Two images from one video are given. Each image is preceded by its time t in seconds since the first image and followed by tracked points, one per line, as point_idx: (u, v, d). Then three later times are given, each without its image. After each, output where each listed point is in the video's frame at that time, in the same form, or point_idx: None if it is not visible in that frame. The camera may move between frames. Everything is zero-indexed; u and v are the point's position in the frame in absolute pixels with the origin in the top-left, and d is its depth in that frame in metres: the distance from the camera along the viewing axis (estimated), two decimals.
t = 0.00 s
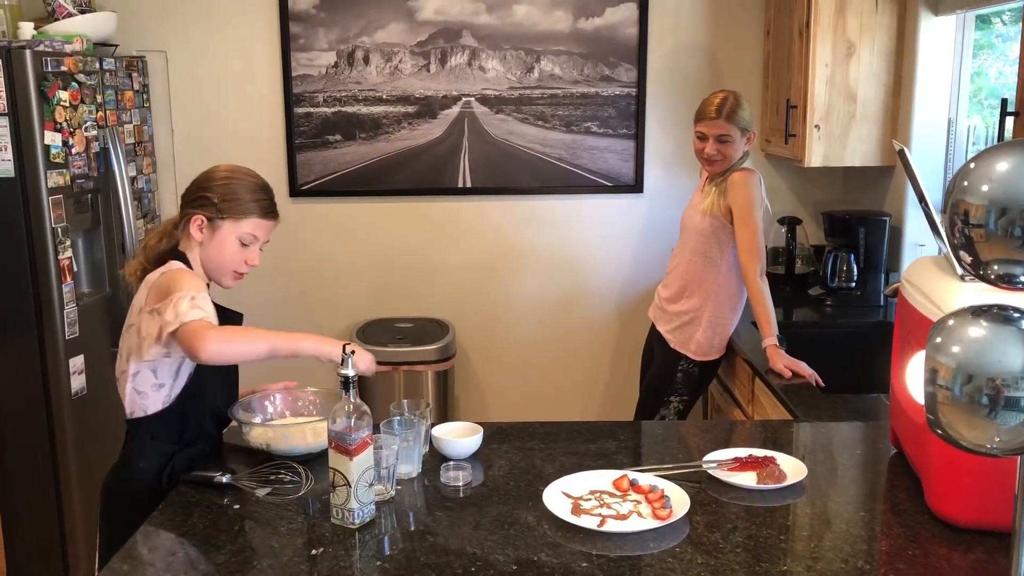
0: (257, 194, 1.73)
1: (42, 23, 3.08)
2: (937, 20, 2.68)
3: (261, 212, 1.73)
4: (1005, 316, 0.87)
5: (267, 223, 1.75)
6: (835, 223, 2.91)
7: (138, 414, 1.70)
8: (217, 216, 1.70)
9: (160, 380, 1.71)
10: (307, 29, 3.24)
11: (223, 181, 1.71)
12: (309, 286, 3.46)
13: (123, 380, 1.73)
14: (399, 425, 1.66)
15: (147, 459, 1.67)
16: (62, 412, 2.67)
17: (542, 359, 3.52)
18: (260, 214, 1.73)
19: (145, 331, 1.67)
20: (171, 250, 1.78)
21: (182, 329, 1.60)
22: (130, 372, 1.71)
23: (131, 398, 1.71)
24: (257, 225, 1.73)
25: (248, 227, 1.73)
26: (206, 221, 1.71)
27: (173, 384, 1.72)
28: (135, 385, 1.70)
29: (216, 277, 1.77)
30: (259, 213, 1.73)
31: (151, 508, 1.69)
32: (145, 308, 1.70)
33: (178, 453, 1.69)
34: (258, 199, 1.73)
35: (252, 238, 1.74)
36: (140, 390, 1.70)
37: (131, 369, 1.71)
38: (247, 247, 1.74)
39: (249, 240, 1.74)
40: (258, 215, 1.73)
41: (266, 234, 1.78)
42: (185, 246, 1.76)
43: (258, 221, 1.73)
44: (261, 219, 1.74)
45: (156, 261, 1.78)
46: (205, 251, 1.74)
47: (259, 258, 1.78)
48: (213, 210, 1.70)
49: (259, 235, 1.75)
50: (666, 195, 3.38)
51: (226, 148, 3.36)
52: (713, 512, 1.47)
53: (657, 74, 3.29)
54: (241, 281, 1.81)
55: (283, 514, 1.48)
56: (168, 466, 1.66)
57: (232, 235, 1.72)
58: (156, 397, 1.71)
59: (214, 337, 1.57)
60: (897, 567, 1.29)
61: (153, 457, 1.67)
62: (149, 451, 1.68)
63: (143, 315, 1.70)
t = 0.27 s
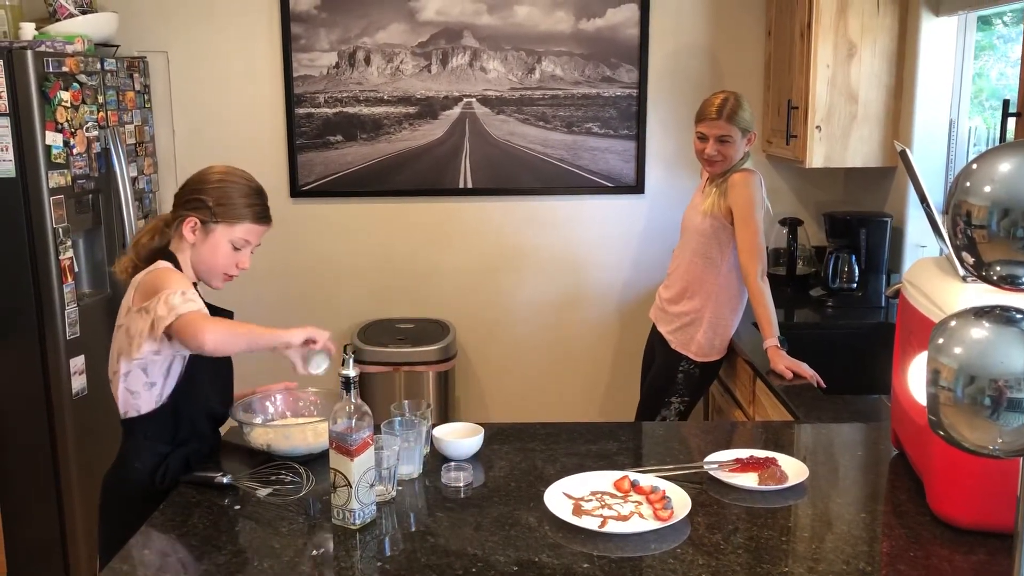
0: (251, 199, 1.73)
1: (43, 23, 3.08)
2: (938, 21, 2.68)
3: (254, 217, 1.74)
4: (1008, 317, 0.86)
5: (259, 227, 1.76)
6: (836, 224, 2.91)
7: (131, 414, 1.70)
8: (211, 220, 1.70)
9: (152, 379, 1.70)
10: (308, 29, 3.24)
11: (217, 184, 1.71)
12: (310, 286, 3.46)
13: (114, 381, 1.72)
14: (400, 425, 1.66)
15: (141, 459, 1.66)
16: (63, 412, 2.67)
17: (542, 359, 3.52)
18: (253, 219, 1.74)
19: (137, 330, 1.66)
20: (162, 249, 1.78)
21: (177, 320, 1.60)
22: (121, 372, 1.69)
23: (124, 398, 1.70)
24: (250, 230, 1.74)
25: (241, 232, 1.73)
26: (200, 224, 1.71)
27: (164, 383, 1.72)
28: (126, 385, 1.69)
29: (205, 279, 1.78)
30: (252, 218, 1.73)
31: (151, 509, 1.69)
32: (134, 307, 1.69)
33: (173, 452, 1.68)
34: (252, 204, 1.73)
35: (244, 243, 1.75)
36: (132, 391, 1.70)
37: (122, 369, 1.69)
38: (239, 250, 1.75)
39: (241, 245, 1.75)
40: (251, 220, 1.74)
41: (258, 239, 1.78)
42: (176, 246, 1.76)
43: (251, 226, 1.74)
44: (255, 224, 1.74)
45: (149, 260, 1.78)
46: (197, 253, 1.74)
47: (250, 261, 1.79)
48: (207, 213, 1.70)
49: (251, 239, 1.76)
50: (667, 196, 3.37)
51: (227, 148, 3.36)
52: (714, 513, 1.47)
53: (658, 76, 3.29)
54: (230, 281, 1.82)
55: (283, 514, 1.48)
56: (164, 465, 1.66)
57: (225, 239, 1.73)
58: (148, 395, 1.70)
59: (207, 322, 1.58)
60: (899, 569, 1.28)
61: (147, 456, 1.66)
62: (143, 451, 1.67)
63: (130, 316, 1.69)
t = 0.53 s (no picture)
0: (244, 201, 1.73)
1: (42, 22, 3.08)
2: (937, 20, 2.68)
3: (247, 219, 1.74)
4: (1006, 317, 0.86)
5: (251, 230, 1.76)
6: (836, 223, 2.91)
7: (127, 412, 1.69)
8: (203, 220, 1.70)
9: (148, 376, 1.70)
10: (307, 29, 3.24)
11: (210, 186, 1.71)
12: (309, 286, 3.45)
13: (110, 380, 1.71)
14: (399, 425, 1.66)
15: (137, 458, 1.66)
16: (62, 411, 2.67)
17: (542, 359, 3.52)
18: (245, 221, 1.74)
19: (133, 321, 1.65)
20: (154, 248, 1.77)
21: (182, 300, 1.60)
22: (117, 369, 1.69)
23: (120, 396, 1.69)
24: (243, 232, 1.74)
25: (233, 233, 1.73)
26: (192, 224, 1.71)
27: (160, 380, 1.71)
28: (122, 382, 1.69)
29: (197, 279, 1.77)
30: (244, 220, 1.73)
31: (150, 508, 1.68)
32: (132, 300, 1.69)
33: (169, 451, 1.68)
34: (245, 206, 1.74)
35: (236, 244, 1.75)
36: (128, 388, 1.69)
37: (117, 365, 1.69)
38: (230, 252, 1.75)
39: (233, 246, 1.75)
40: (243, 222, 1.74)
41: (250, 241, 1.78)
42: (168, 246, 1.76)
43: (243, 228, 1.74)
44: (247, 227, 1.75)
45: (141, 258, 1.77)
46: (188, 253, 1.74)
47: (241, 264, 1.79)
48: (200, 213, 1.70)
49: (243, 242, 1.76)
50: (667, 195, 3.37)
51: (226, 148, 3.36)
52: (713, 513, 1.47)
53: (657, 75, 3.29)
54: (221, 282, 1.82)
55: (282, 514, 1.48)
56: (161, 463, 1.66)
57: (217, 240, 1.73)
58: (144, 392, 1.69)
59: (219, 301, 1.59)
60: (898, 568, 1.28)
61: (144, 455, 1.66)
62: (140, 449, 1.67)
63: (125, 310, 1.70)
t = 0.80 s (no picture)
0: (235, 200, 1.73)
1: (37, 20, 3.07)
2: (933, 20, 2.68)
3: (238, 218, 1.74)
4: (1002, 314, 0.86)
5: (243, 229, 1.75)
6: (832, 222, 2.91)
7: (120, 410, 1.67)
8: (194, 220, 1.70)
9: (140, 373, 1.68)
10: (303, 27, 3.23)
11: (201, 185, 1.70)
12: (305, 284, 3.45)
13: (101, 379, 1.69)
14: (395, 423, 1.66)
15: (131, 456, 1.66)
16: (58, 410, 2.67)
17: (539, 357, 3.52)
18: (236, 221, 1.73)
19: (128, 317, 1.64)
20: (146, 246, 1.77)
21: (185, 294, 1.61)
22: (108, 367, 1.67)
23: (112, 394, 1.68)
24: (233, 231, 1.74)
25: (224, 232, 1.73)
26: (183, 224, 1.71)
27: (152, 377, 1.70)
28: (114, 380, 1.67)
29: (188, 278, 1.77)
30: (236, 219, 1.73)
31: (145, 507, 1.68)
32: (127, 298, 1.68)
33: (163, 449, 1.67)
34: (237, 205, 1.73)
35: (227, 243, 1.75)
36: (120, 385, 1.67)
37: (108, 363, 1.67)
38: (221, 251, 1.75)
39: (224, 245, 1.75)
40: (235, 222, 1.73)
41: (241, 240, 1.78)
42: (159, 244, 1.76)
43: (235, 227, 1.74)
44: (239, 226, 1.74)
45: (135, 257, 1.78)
46: (180, 252, 1.74)
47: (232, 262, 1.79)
48: (191, 213, 1.70)
49: (234, 241, 1.76)
50: (664, 194, 3.37)
51: (222, 146, 3.35)
52: (709, 511, 1.47)
53: (654, 74, 3.29)
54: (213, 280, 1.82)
55: (278, 512, 1.48)
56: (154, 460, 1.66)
57: (208, 240, 1.72)
58: (136, 389, 1.68)
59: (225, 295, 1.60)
60: (894, 566, 1.29)
61: (138, 453, 1.66)
62: (134, 447, 1.67)
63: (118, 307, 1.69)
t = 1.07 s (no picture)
0: (232, 200, 1.73)
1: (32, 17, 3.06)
2: (928, 18, 2.68)
3: (235, 219, 1.73)
4: (998, 312, 0.87)
5: (239, 229, 1.75)
6: (828, 221, 2.90)
7: (115, 408, 1.67)
8: (190, 220, 1.70)
9: (136, 371, 1.68)
10: (299, 24, 3.23)
11: (197, 185, 1.70)
12: (302, 282, 3.45)
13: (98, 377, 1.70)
14: (392, 421, 1.66)
15: (126, 454, 1.66)
16: (53, 408, 2.66)
17: (536, 355, 3.52)
18: (233, 221, 1.73)
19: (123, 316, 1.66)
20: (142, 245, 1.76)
21: (180, 293, 1.61)
22: (105, 364, 1.68)
23: (107, 392, 1.68)
24: (230, 231, 1.73)
25: (220, 232, 1.72)
26: (179, 223, 1.70)
27: (147, 375, 1.70)
28: (110, 378, 1.68)
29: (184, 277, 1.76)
30: (232, 219, 1.73)
31: (141, 506, 1.68)
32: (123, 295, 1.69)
33: (158, 447, 1.67)
34: (234, 205, 1.73)
35: (224, 243, 1.74)
36: (116, 383, 1.68)
37: (106, 361, 1.69)
38: (217, 251, 1.75)
39: (220, 245, 1.74)
40: (231, 222, 1.73)
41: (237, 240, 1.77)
42: (155, 242, 1.75)
43: (231, 228, 1.73)
44: (235, 226, 1.74)
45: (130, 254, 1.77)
46: (176, 252, 1.73)
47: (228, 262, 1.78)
48: (187, 213, 1.70)
49: (231, 241, 1.76)
50: (661, 191, 3.37)
51: (218, 144, 3.34)
52: (705, 508, 1.47)
53: (651, 72, 3.28)
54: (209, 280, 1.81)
55: (275, 511, 1.48)
56: (149, 458, 1.65)
57: (205, 239, 1.72)
58: (132, 387, 1.68)
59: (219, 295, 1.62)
60: (891, 563, 1.29)
61: (133, 451, 1.66)
62: (129, 445, 1.66)
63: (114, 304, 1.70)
